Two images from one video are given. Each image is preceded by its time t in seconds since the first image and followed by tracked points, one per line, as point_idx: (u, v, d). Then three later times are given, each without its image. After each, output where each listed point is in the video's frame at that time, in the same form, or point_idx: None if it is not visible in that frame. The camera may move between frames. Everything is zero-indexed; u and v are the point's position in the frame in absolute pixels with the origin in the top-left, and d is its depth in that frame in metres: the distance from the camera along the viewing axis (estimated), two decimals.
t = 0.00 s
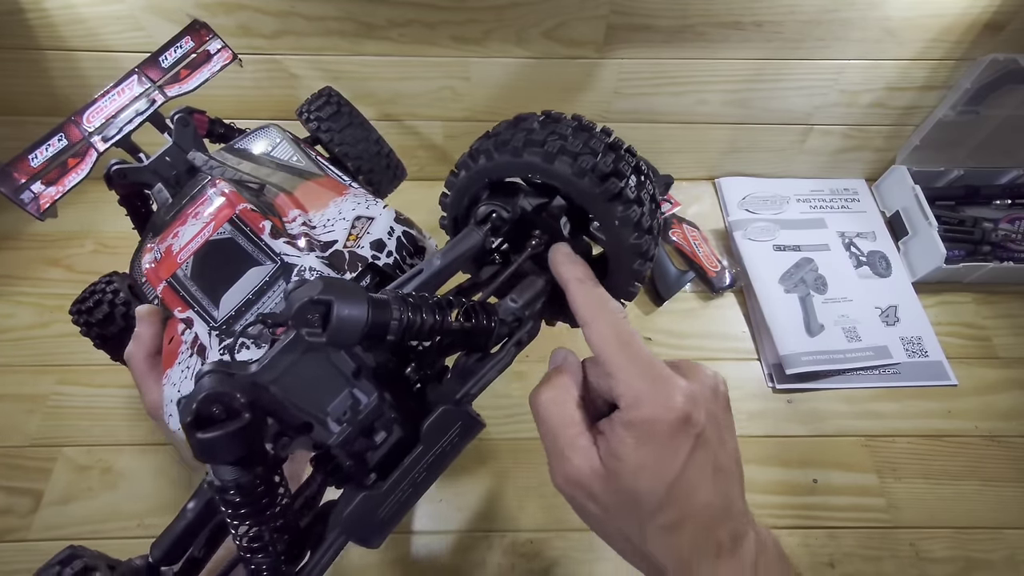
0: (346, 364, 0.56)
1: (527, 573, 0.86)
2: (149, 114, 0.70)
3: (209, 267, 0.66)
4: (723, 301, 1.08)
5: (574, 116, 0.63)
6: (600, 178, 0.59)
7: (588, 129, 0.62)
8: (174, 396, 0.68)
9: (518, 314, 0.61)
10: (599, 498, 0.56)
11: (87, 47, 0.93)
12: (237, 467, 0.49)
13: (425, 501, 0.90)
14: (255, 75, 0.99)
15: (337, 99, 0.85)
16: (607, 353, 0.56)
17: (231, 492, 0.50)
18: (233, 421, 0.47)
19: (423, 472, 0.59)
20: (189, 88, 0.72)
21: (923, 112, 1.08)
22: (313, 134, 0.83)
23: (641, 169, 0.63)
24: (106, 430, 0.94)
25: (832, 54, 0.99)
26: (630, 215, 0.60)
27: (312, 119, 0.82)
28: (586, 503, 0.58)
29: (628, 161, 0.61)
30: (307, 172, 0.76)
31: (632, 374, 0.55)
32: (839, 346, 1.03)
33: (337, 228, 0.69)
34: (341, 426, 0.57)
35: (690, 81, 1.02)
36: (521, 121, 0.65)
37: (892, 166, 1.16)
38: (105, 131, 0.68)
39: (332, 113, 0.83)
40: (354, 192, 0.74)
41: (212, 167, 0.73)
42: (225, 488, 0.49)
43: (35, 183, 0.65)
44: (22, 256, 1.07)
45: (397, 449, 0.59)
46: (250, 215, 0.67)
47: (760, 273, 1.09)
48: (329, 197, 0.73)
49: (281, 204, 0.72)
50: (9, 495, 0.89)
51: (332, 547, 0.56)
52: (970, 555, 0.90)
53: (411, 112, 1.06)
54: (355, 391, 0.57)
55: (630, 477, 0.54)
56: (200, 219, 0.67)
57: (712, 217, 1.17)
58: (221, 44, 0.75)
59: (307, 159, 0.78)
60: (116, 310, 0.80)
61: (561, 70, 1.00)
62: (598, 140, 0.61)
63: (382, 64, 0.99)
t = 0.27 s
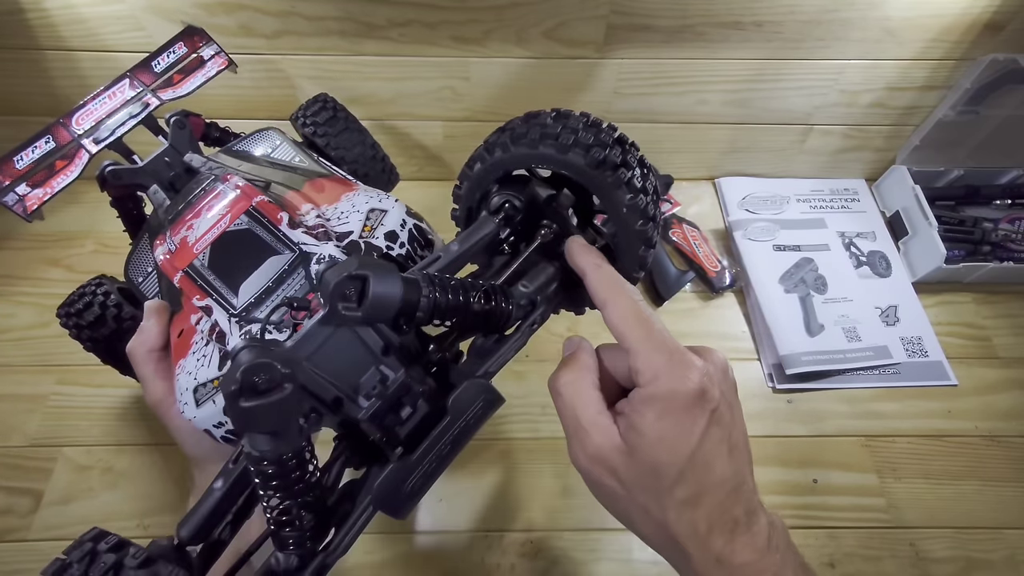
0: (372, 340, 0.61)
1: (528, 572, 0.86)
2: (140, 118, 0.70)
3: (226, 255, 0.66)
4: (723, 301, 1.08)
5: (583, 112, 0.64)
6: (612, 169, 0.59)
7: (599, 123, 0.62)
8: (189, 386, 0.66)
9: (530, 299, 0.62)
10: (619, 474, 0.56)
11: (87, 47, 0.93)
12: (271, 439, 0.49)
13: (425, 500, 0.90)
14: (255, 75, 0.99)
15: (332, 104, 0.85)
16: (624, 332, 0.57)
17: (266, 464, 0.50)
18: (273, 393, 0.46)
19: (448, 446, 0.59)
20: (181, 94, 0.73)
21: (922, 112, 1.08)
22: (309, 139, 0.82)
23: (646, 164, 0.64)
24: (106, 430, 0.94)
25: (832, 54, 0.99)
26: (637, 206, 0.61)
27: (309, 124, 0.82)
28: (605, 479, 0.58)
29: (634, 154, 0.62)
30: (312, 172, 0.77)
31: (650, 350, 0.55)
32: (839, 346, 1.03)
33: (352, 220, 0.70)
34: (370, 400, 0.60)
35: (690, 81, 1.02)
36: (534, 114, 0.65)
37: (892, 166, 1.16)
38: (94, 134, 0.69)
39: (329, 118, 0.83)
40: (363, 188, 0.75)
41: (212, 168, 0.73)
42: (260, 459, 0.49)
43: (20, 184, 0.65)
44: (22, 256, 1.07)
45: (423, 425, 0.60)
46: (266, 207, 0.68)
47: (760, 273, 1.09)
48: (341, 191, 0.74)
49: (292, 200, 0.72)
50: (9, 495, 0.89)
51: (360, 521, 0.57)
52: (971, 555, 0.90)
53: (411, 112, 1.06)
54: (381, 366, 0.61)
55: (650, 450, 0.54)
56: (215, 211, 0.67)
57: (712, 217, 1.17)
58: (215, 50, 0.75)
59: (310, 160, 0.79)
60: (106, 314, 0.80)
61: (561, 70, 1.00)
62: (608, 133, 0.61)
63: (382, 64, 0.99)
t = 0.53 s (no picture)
0: (351, 336, 0.60)
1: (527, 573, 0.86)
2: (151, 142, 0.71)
3: (214, 260, 0.66)
4: (723, 301, 1.08)
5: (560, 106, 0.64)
6: (587, 156, 0.59)
7: (572, 113, 0.62)
8: (180, 393, 0.67)
9: (514, 293, 0.62)
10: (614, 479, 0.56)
11: (87, 47, 0.93)
12: (248, 432, 0.50)
13: (425, 500, 0.90)
14: (255, 74, 0.99)
15: (331, 119, 0.86)
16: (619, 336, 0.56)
17: (245, 459, 0.51)
18: (249, 385, 0.48)
19: (428, 440, 0.58)
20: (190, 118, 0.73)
21: (922, 112, 1.08)
22: (308, 154, 0.84)
23: (626, 154, 0.64)
24: (106, 430, 0.94)
25: (832, 54, 0.99)
26: (615, 193, 0.60)
27: (309, 139, 0.83)
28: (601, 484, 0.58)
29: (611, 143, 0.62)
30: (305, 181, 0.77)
31: (645, 355, 0.54)
32: (839, 346, 1.03)
33: (339, 223, 0.70)
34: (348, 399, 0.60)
35: (691, 81, 1.02)
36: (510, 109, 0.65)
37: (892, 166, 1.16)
38: (105, 158, 0.69)
39: (328, 133, 0.84)
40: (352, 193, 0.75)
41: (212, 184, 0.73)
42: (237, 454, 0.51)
43: (36, 210, 0.66)
44: (23, 256, 1.07)
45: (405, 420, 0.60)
46: (254, 213, 0.67)
47: (760, 273, 1.09)
48: (331, 196, 0.74)
49: (284, 208, 0.72)
50: (9, 495, 0.89)
51: (342, 521, 0.57)
52: (970, 555, 0.90)
53: (411, 112, 1.06)
54: (360, 361, 0.60)
55: (642, 455, 0.54)
56: (206, 219, 0.67)
57: (712, 217, 1.17)
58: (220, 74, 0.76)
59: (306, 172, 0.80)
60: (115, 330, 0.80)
61: (561, 69, 1.00)
62: (583, 123, 0.61)
63: (382, 64, 0.99)
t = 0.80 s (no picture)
0: (351, 348, 0.59)
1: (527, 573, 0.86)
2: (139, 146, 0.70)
3: (210, 270, 0.66)
4: (723, 301, 1.08)
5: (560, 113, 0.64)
6: (587, 166, 0.59)
7: (572, 123, 0.62)
8: (176, 404, 0.67)
9: (513, 302, 0.63)
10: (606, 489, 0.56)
11: (87, 47, 0.93)
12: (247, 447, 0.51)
13: (424, 501, 0.90)
14: (254, 74, 0.99)
15: (326, 122, 0.86)
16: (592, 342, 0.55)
17: (244, 472, 0.52)
18: (248, 401, 0.49)
19: (429, 452, 0.60)
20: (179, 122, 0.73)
21: (923, 112, 1.08)
22: (303, 158, 0.84)
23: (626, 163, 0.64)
24: (106, 430, 0.94)
25: (832, 54, 0.99)
26: (616, 202, 0.60)
27: (303, 143, 0.83)
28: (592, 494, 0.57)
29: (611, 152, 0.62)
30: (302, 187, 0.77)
31: (622, 359, 0.54)
32: (839, 346, 1.03)
33: (336, 231, 0.70)
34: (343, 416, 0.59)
35: (691, 81, 1.02)
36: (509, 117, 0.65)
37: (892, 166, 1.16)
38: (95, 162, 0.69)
39: (321, 137, 0.84)
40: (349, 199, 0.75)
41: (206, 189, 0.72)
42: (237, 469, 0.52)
43: (24, 215, 0.66)
44: (23, 256, 1.07)
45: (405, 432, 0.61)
46: (249, 221, 0.67)
47: (760, 273, 1.09)
48: (327, 203, 0.74)
49: (278, 216, 0.71)
50: (9, 495, 0.89)
51: (343, 534, 0.57)
52: (971, 555, 0.90)
53: (411, 112, 1.06)
54: (361, 375, 0.59)
55: (631, 464, 0.53)
56: (201, 228, 0.67)
57: (712, 217, 1.17)
58: (212, 77, 0.76)
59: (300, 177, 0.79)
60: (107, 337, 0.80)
61: (561, 69, 1.00)
62: (583, 132, 0.61)
63: (382, 64, 0.99)
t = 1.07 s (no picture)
0: (360, 359, 0.60)
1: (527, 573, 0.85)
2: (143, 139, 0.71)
3: (216, 273, 0.66)
4: (723, 301, 1.08)
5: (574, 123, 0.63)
6: (601, 178, 0.58)
7: (587, 133, 0.61)
8: (180, 408, 0.66)
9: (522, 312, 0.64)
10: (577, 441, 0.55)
11: (87, 47, 0.93)
12: (254, 459, 0.51)
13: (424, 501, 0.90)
14: (255, 75, 0.99)
15: (332, 120, 0.86)
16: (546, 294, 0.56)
17: (251, 488, 0.52)
18: (255, 413, 0.49)
19: (437, 466, 0.59)
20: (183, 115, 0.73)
21: (923, 112, 1.08)
22: (308, 156, 0.84)
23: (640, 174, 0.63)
24: (106, 430, 0.94)
25: (832, 54, 0.99)
26: (629, 216, 0.59)
27: (309, 141, 0.83)
28: (567, 454, 0.56)
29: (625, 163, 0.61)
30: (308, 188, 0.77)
31: (575, 306, 0.55)
32: (839, 346, 1.03)
33: (344, 235, 0.69)
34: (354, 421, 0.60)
35: (691, 80, 1.02)
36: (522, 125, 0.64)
37: (892, 166, 1.16)
38: (98, 155, 0.70)
39: (328, 135, 0.84)
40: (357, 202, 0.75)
41: (211, 187, 0.74)
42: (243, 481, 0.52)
43: (26, 207, 0.66)
44: (23, 256, 1.07)
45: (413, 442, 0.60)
46: (257, 224, 0.67)
47: (761, 273, 1.09)
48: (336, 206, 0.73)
49: (285, 217, 0.71)
50: (9, 495, 0.89)
51: (349, 544, 0.57)
52: (971, 555, 0.90)
53: (411, 112, 1.06)
54: (369, 385, 0.61)
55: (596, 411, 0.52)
56: (208, 230, 0.67)
57: (712, 217, 1.17)
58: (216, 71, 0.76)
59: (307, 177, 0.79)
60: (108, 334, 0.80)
61: (561, 69, 1.00)
62: (597, 143, 0.60)
63: (382, 64, 0.99)
